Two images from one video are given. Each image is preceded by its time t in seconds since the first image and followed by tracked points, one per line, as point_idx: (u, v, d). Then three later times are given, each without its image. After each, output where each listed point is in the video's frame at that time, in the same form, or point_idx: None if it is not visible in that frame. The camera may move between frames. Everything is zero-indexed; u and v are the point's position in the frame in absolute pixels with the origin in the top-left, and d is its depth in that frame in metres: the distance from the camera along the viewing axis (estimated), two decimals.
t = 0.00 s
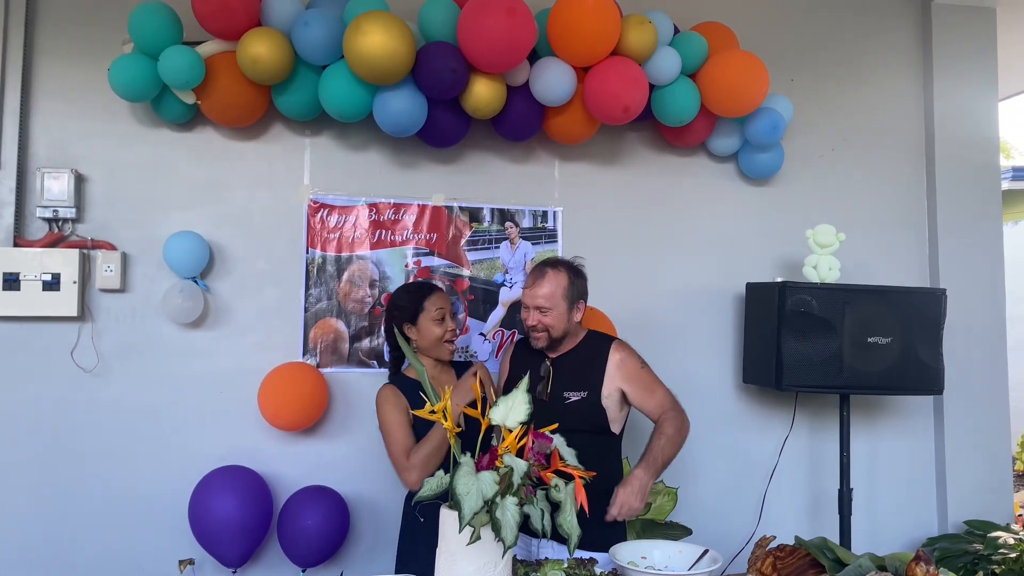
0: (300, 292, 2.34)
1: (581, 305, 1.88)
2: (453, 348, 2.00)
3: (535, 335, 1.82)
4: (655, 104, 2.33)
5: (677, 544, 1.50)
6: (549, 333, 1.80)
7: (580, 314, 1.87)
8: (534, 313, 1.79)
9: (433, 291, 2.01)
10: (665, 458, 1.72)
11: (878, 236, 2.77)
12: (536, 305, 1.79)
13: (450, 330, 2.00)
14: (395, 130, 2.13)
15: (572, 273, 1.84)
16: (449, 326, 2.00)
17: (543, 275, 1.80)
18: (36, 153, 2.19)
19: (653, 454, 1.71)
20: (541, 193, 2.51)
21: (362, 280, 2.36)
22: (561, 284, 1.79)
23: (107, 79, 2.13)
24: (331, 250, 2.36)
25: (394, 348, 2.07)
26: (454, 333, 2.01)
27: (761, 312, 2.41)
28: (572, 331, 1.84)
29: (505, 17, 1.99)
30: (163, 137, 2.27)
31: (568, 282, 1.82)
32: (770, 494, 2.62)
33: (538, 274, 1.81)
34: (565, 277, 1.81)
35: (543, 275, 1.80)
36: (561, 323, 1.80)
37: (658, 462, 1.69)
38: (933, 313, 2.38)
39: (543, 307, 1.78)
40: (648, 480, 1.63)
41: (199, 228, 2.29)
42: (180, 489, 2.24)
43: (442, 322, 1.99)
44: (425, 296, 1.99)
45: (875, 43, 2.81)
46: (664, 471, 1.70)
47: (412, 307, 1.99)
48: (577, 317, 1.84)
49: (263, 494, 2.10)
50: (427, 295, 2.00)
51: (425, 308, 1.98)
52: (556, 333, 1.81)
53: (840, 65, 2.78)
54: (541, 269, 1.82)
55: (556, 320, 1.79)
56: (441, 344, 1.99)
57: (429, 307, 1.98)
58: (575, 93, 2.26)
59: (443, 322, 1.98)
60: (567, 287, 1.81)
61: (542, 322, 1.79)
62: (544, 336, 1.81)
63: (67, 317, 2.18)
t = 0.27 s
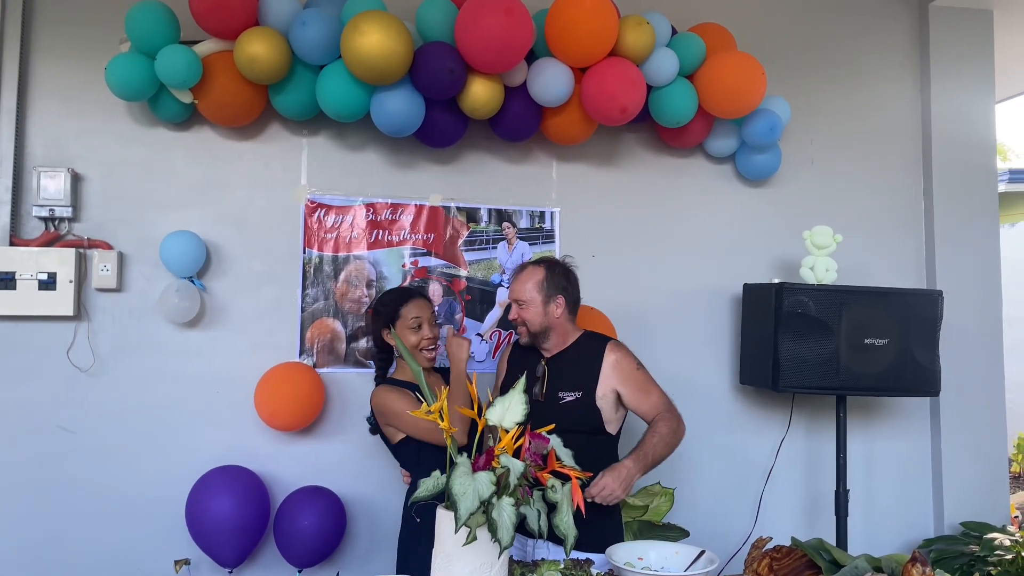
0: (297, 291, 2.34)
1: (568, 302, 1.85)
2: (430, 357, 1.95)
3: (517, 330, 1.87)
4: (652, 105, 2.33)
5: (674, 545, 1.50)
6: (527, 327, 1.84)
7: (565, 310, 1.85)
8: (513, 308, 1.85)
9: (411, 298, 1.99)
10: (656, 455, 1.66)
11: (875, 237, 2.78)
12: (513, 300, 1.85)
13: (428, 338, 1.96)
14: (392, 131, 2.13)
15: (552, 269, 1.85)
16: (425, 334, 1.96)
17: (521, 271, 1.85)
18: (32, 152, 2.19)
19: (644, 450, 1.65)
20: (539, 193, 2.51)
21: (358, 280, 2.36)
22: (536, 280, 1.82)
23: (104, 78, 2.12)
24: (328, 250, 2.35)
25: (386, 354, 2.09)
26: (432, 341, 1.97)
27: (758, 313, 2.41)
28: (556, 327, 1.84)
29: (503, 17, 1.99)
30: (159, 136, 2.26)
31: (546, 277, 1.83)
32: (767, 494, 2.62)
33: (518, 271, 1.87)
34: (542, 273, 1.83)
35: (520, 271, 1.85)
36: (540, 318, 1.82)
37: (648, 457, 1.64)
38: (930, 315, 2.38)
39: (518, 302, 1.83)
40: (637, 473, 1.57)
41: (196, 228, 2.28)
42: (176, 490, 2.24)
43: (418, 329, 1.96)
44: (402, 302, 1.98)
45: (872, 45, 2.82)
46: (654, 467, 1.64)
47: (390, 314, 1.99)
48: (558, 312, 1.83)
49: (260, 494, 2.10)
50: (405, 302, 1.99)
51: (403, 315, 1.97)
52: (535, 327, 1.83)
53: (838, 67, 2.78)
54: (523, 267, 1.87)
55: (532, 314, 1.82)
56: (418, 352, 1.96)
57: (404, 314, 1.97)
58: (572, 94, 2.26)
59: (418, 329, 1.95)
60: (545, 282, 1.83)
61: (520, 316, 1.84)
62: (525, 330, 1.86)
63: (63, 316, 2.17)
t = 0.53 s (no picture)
0: (295, 293, 2.33)
1: (559, 303, 1.85)
2: (420, 356, 1.94)
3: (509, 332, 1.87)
4: (650, 106, 2.33)
5: (671, 547, 1.50)
6: (519, 328, 1.84)
7: (557, 311, 1.85)
8: (504, 310, 1.85)
9: (402, 297, 1.99)
10: (648, 453, 1.68)
11: (873, 238, 2.78)
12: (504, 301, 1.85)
13: (418, 336, 1.96)
14: (390, 132, 2.13)
15: (543, 270, 1.85)
16: (416, 333, 1.96)
17: (512, 273, 1.85)
18: (29, 153, 2.18)
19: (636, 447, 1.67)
20: (537, 194, 2.51)
21: (356, 281, 2.36)
22: (528, 281, 1.81)
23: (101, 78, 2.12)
24: (326, 251, 2.35)
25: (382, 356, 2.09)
26: (423, 339, 1.96)
27: (756, 314, 2.41)
28: (549, 328, 1.84)
29: (500, 18, 1.99)
30: (157, 137, 2.26)
31: (537, 278, 1.83)
32: (765, 496, 2.62)
33: (510, 273, 1.86)
34: (534, 274, 1.83)
35: (511, 273, 1.85)
36: (531, 319, 1.82)
37: (638, 454, 1.65)
38: (927, 316, 2.38)
39: (510, 303, 1.82)
40: (626, 470, 1.58)
41: (193, 228, 2.28)
42: (173, 491, 2.23)
43: (408, 328, 1.96)
44: (393, 302, 1.98)
45: (871, 46, 2.82)
46: (644, 466, 1.66)
47: (381, 314, 2.00)
48: (550, 313, 1.83)
49: (256, 495, 2.09)
50: (396, 301, 1.99)
51: (393, 314, 1.98)
52: (527, 328, 1.83)
53: (836, 68, 2.78)
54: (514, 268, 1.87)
55: (524, 316, 1.81)
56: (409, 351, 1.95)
57: (394, 313, 1.97)
58: (570, 95, 2.26)
59: (408, 328, 1.96)
60: (536, 283, 1.82)
61: (512, 318, 1.84)
62: (517, 332, 1.85)
63: (60, 317, 2.17)
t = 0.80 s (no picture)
0: (293, 293, 2.33)
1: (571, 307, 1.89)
2: (424, 346, 1.95)
3: (530, 336, 1.82)
4: (648, 106, 2.33)
5: (670, 547, 1.49)
6: (547, 334, 1.81)
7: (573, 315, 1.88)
8: (530, 315, 1.79)
9: (406, 290, 2.00)
10: (640, 442, 1.70)
11: (872, 238, 2.78)
12: (531, 306, 1.79)
13: (422, 327, 1.97)
14: (388, 132, 2.13)
15: (565, 275, 1.84)
16: (419, 323, 1.96)
17: (540, 277, 1.79)
18: (26, 153, 2.18)
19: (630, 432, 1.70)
20: (535, 195, 2.51)
21: (354, 281, 2.36)
22: (557, 286, 1.79)
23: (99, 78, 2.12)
24: (324, 251, 2.35)
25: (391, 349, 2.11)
26: (428, 329, 1.97)
27: (754, 315, 2.41)
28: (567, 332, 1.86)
29: (498, 19, 1.98)
30: (154, 137, 2.26)
31: (562, 283, 1.81)
32: (763, 496, 2.62)
33: (534, 276, 1.80)
34: (559, 278, 1.81)
35: (539, 277, 1.79)
36: (557, 324, 1.81)
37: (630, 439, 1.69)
38: (925, 316, 2.38)
39: (540, 308, 1.78)
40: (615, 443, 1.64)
41: (190, 229, 2.27)
42: (170, 492, 2.23)
43: (411, 319, 1.96)
44: (397, 295, 1.99)
45: (869, 46, 2.82)
46: (635, 449, 1.69)
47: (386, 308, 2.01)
48: (570, 318, 1.85)
49: (253, 496, 2.09)
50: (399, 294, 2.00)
51: (397, 307, 1.99)
52: (552, 334, 1.82)
53: (834, 69, 2.78)
54: (537, 270, 1.81)
55: (553, 321, 1.80)
56: (413, 342, 1.96)
57: (397, 306, 1.98)
58: (568, 95, 2.26)
59: (411, 319, 1.96)
60: (562, 288, 1.81)
61: (538, 323, 1.79)
62: (540, 337, 1.82)
63: (57, 318, 2.16)
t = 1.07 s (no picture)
0: (292, 295, 2.33)
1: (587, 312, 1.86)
2: (421, 345, 1.89)
3: (560, 345, 1.75)
4: (647, 108, 2.33)
5: (669, 549, 1.49)
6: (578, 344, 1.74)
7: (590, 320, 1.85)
8: (566, 325, 1.71)
9: (412, 286, 1.95)
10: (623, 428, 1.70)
11: (871, 239, 2.78)
12: (568, 316, 1.71)
13: (422, 325, 1.91)
14: (387, 134, 2.13)
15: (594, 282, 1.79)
16: (420, 321, 1.91)
17: (577, 286, 1.72)
18: (25, 156, 2.18)
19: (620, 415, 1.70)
20: (534, 196, 2.51)
21: (353, 283, 2.36)
22: (590, 295, 1.74)
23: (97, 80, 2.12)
24: (323, 253, 2.35)
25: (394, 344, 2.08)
26: (429, 328, 1.91)
27: (754, 315, 2.41)
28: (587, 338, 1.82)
29: (497, 20, 1.99)
30: (153, 139, 2.26)
31: (593, 291, 1.76)
32: (763, 497, 2.62)
33: (570, 283, 1.72)
34: (592, 287, 1.75)
35: (577, 286, 1.72)
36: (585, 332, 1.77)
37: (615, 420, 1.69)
38: (925, 316, 2.38)
39: (577, 319, 1.71)
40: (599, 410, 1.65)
41: (189, 230, 2.27)
42: (170, 494, 2.23)
43: (413, 316, 1.92)
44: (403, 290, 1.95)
45: (868, 47, 2.82)
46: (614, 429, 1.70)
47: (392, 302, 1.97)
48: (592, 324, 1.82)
49: (251, 499, 2.09)
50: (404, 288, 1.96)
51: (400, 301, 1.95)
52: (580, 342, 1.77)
53: (833, 69, 2.78)
54: (575, 279, 1.73)
55: (585, 330, 1.74)
56: (412, 340, 1.91)
57: (401, 300, 1.94)
58: (567, 97, 2.26)
59: (412, 316, 1.91)
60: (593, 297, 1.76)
61: (572, 333, 1.73)
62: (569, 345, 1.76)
63: (56, 320, 2.16)
